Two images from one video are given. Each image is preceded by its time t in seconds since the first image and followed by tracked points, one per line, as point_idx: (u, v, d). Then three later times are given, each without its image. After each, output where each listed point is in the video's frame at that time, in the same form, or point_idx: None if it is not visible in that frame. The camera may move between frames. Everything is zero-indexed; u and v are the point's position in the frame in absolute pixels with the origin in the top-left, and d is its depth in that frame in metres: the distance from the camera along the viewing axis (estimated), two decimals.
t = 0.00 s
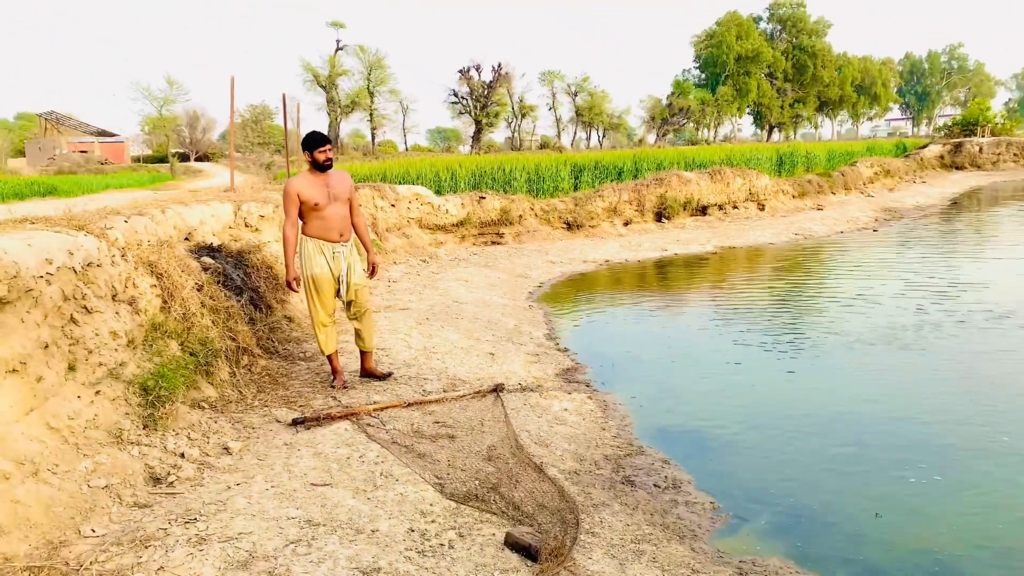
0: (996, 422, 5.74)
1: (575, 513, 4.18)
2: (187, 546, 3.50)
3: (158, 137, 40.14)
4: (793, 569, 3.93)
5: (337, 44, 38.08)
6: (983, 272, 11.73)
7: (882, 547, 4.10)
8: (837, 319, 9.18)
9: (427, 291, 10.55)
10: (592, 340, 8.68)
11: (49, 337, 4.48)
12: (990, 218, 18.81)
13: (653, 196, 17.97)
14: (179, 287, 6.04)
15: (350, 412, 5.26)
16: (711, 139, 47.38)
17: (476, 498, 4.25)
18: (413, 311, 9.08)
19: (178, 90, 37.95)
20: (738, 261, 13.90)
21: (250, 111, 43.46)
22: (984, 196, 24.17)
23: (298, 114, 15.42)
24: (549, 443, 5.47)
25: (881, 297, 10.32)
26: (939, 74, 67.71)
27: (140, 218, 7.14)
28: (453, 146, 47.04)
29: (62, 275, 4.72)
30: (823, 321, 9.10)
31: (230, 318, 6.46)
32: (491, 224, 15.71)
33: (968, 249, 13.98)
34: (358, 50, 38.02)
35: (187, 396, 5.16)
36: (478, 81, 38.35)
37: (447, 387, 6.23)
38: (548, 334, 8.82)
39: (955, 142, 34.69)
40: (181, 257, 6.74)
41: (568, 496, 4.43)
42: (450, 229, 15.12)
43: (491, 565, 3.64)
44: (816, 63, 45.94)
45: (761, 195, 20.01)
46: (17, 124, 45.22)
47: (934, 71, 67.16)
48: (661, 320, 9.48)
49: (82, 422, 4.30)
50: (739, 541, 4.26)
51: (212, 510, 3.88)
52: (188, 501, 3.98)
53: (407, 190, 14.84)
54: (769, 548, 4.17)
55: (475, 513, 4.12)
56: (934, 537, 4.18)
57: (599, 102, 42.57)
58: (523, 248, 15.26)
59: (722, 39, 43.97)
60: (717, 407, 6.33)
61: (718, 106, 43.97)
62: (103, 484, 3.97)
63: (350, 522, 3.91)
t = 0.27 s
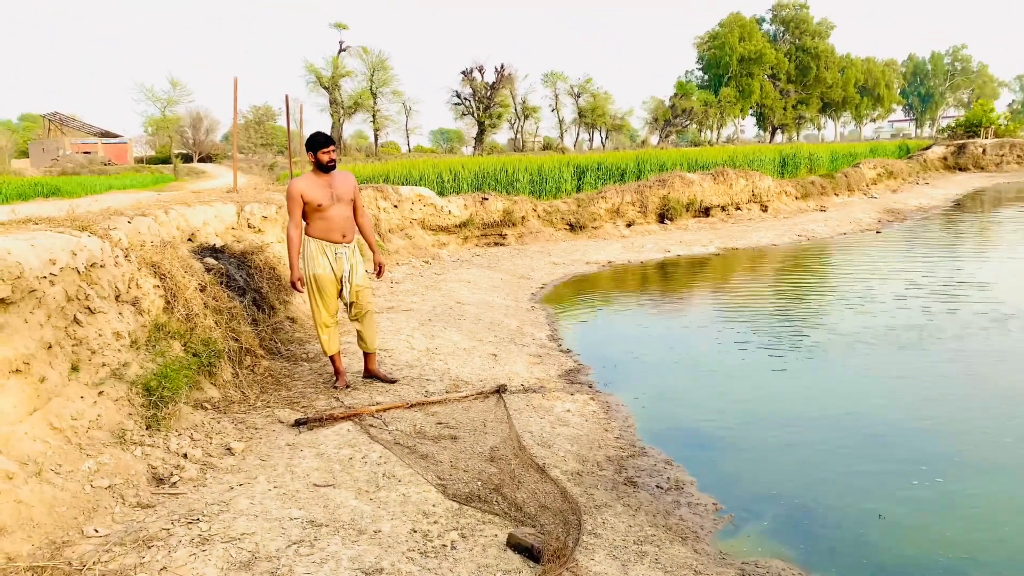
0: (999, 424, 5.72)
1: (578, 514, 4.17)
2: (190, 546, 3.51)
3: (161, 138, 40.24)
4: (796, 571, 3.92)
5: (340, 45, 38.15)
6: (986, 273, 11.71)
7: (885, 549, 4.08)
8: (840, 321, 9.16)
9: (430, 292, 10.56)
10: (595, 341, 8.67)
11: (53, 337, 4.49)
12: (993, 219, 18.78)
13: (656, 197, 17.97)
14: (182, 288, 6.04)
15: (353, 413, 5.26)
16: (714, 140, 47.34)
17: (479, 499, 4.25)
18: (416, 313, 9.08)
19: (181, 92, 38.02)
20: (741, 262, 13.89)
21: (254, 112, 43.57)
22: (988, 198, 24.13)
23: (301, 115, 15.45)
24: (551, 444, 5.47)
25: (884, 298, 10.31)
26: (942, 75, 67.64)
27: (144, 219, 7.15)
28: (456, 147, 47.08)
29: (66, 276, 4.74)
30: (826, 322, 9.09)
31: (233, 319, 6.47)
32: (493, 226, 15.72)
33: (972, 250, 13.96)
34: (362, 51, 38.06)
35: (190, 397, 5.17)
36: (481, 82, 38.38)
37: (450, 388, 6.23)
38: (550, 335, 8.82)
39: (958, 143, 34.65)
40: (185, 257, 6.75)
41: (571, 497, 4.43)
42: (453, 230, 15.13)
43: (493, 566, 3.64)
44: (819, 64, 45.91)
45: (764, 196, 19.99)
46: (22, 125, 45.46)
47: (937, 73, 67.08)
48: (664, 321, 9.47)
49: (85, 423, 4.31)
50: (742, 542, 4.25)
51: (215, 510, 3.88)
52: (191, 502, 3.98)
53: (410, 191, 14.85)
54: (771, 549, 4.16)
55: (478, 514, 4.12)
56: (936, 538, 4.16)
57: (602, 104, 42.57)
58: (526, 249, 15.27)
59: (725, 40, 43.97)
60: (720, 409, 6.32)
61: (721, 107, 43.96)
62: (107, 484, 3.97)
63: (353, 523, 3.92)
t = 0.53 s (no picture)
0: (1001, 425, 5.70)
1: (580, 514, 4.17)
2: (192, 546, 3.51)
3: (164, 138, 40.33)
4: (798, 571, 3.91)
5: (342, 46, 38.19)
6: (989, 274, 11.69)
7: (888, 550, 4.07)
8: (842, 321, 9.15)
9: (432, 292, 10.56)
10: (597, 342, 8.67)
11: (55, 337, 4.50)
12: (996, 220, 18.75)
13: (659, 198, 17.96)
14: (185, 288, 6.05)
15: (355, 413, 5.26)
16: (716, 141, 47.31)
17: (481, 499, 4.25)
18: (419, 313, 9.09)
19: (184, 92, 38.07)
20: (744, 263, 13.88)
21: (256, 112, 43.63)
22: (990, 199, 24.09)
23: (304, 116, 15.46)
24: (553, 444, 5.46)
25: (886, 299, 10.30)
26: (945, 76, 67.56)
27: (146, 220, 7.16)
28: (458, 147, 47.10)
29: (69, 276, 4.74)
30: (827, 323, 9.08)
31: (236, 319, 6.48)
32: (496, 226, 15.72)
33: (975, 251, 13.93)
34: (364, 52, 38.08)
35: (193, 397, 5.18)
36: (483, 83, 38.40)
37: (452, 388, 6.23)
38: (553, 336, 8.82)
39: (961, 144, 34.60)
40: (187, 258, 6.75)
41: (573, 497, 4.43)
42: (455, 230, 15.14)
43: (496, 566, 3.64)
44: (821, 65, 45.86)
45: (766, 197, 19.97)
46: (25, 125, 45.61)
47: (939, 73, 66.97)
48: (666, 321, 9.47)
49: (88, 422, 4.31)
50: (744, 543, 4.24)
51: (217, 510, 3.89)
52: (193, 502, 3.99)
53: (413, 192, 14.86)
54: (773, 550, 4.15)
55: (480, 514, 4.12)
56: (939, 539, 4.15)
57: (605, 104, 42.55)
58: (528, 249, 15.27)
59: (727, 41, 43.94)
60: (722, 409, 6.31)
61: (723, 107, 43.93)
62: (109, 484, 3.98)
63: (355, 523, 3.92)
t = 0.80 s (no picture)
0: (1003, 425, 5.68)
1: (581, 514, 4.17)
2: (193, 546, 3.51)
3: (167, 138, 40.43)
4: (799, 571, 3.90)
5: (345, 46, 38.23)
6: (991, 273, 11.67)
7: (889, 550, 4.06)
8: (844, 321, 9.15)
9: (434, 292, 10.57)
10: (599, 341, 8.68)
11: (58, 337, 4.51)
12: (999, 220, 18.72)
13: (661, 198, 17.95)
14: (187, 287, 6.06)
15: (357, 413, 5.26)
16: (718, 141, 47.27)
17: (483, 499, 4.25)
18: (421, 313, 9.09)
19: (187, 92, 38.11)
20: (746, 263, 13.87)
21: (259, 113, 43.72)
22: (994, 198, 24.03)
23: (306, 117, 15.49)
24: (555, 444, 5.46)
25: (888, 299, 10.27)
26: (948, 76, 67.51)
27: (149, 220, 7.17)
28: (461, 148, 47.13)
29: (71, 275, 4.76)
30: (829, 323, 9.07)
31: (238, 318, 6.48)
32: (498, 226, 15.72)
33: (978, 251, 13.90)
34: (366, 52, 38.10)
35: (195, 397, 5.18)
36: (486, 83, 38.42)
37: (454, 388, 6.23)
38: (555, 336, 8.81)
39: (964, 144, 34.54)
40: (189, 257, 6.76)
41: (574, 497, 4.42)
42: (458, 230, 15.14)
43: (497, 565, 3.63)
44: (824, 64, 45.81)
45: (769, 197, 19.95)
46: (29, 126, 45.81)
47: (942, 73, 66.86)
48: (668, 321, 9.47)
49: (90, 422, 4.31)
50: (746, 542, 4.24)
51: (219, 510, 3.89)
52: (195, 501, 3.99)
53: (415, 192, 14.86)
54: (774, 549, 4.14)
55: (481, 514, 4.12)
56: (940, 540, 4.14)
57: (607, 104, 42.54)
58: (530, 249, 15.27)
59: (730, 41, 43.90)
60: (723, 408, 6.31)
61: (726, 107, 43.91)
62: (111, 483, 3.98)
63: (356, 522, 3.91)
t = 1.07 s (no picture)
0: (1008, 426, 5.65)
1: (584, 514, 4.16)
2: (197, 545, 3.51)
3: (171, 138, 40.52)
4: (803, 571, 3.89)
5: (349, 46, 38.27)
6: (997, 273, 11.63)
7: (893, 551, 4.05)
8: (848, 320, 9.12)
9: (438, 292, 10.57)
10: (603, 341, 8.67)
11: (62, 337, 4.52)
12: (1004, 219, 18.65)
13: (665, 197, 17.92)
14: (191, 287, 6.07)
15: (360, 413, 5.26)
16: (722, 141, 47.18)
17: (486, 499, 4.25)
18: (424, 313, 9.09)
19: (191, 92, 38.16)
20: (750, 262, 13.84)
21: (263, 112, 43.79)
22: (999, 198, 23.94)
23: (310, 116, 15.51)
24: (559, 444, 5.45)
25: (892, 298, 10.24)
26: (952, 75, 67.33)
27: (153, 219, 7.18)
28: (464, 147, 47.15)
29: (75, 275, 4.77)
30: (834, 323, 9.04)
31: (242, 318, 6.49)
32: (501, 226, 15.72)
33: (983, 250, 13.85)
34: (370, 51, 38.11)
35: (199, 396, 5.19)
36: (489, 82, 38.41)
37: (457, 388, 6.23)
38: (558, 335, 8.80)
39: (968, 143, 34.42)
40: (193, 257, 6.77)
41: (578, 497, 4.42)
42: (461, 230, 15.15)
43: (500, 565, 3.63)
44: (828, 64, 45.69)
45: (773, 196, 19.90)
46: (34, 125, 46.00)
47: (947, 72, 66.62)
48: (672, 320, 9.45)
49: (94, 422, 4.32)
50: (750, 542, 4.23)
51: (222, 509, 3.89)
52: (198, 501, 3.99)
53: (419, 191, 14.86)
54: (777, 550, 4.13)
55: (485, 514, 4.12)
56: (945, 540, 4.12)
57: (611, 103, 42.49)
58: (534, 249, 15.26)
59: (734, 40, 43.80)
60: (726, 408, 6.29)
61: (730, 107, 43.82)
62: (115, 483, 3.99)
63: (360, 522, 3.92)
